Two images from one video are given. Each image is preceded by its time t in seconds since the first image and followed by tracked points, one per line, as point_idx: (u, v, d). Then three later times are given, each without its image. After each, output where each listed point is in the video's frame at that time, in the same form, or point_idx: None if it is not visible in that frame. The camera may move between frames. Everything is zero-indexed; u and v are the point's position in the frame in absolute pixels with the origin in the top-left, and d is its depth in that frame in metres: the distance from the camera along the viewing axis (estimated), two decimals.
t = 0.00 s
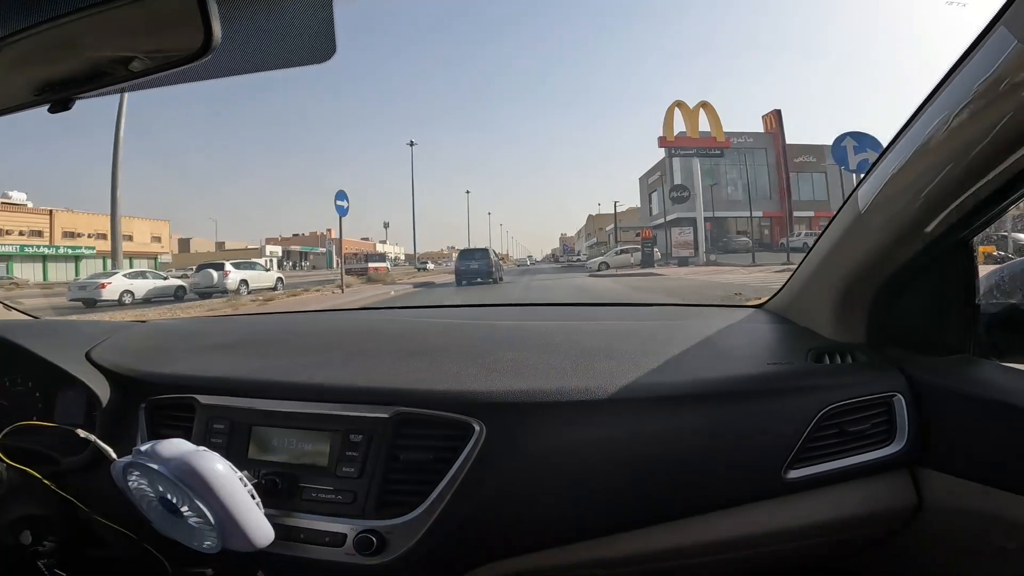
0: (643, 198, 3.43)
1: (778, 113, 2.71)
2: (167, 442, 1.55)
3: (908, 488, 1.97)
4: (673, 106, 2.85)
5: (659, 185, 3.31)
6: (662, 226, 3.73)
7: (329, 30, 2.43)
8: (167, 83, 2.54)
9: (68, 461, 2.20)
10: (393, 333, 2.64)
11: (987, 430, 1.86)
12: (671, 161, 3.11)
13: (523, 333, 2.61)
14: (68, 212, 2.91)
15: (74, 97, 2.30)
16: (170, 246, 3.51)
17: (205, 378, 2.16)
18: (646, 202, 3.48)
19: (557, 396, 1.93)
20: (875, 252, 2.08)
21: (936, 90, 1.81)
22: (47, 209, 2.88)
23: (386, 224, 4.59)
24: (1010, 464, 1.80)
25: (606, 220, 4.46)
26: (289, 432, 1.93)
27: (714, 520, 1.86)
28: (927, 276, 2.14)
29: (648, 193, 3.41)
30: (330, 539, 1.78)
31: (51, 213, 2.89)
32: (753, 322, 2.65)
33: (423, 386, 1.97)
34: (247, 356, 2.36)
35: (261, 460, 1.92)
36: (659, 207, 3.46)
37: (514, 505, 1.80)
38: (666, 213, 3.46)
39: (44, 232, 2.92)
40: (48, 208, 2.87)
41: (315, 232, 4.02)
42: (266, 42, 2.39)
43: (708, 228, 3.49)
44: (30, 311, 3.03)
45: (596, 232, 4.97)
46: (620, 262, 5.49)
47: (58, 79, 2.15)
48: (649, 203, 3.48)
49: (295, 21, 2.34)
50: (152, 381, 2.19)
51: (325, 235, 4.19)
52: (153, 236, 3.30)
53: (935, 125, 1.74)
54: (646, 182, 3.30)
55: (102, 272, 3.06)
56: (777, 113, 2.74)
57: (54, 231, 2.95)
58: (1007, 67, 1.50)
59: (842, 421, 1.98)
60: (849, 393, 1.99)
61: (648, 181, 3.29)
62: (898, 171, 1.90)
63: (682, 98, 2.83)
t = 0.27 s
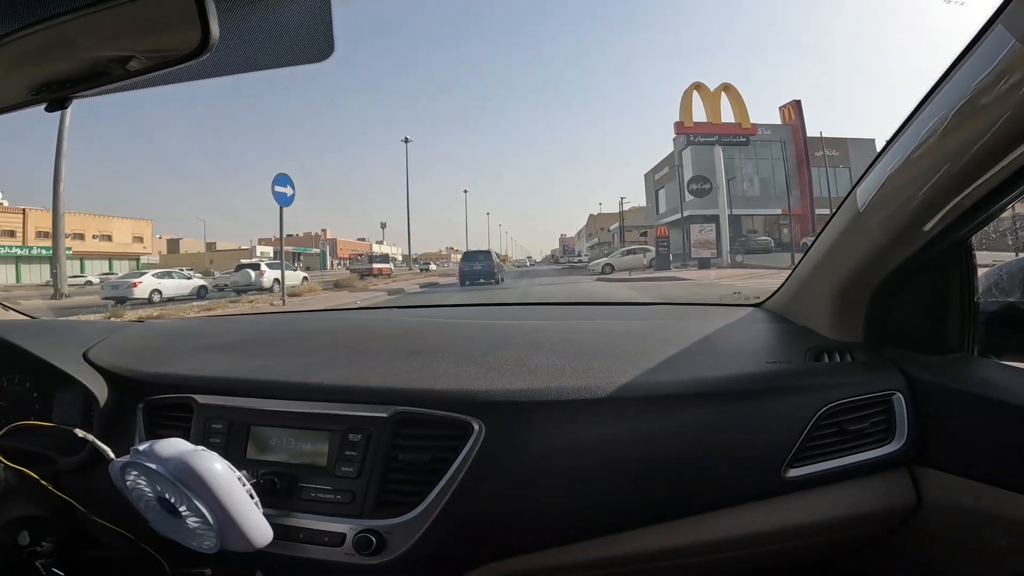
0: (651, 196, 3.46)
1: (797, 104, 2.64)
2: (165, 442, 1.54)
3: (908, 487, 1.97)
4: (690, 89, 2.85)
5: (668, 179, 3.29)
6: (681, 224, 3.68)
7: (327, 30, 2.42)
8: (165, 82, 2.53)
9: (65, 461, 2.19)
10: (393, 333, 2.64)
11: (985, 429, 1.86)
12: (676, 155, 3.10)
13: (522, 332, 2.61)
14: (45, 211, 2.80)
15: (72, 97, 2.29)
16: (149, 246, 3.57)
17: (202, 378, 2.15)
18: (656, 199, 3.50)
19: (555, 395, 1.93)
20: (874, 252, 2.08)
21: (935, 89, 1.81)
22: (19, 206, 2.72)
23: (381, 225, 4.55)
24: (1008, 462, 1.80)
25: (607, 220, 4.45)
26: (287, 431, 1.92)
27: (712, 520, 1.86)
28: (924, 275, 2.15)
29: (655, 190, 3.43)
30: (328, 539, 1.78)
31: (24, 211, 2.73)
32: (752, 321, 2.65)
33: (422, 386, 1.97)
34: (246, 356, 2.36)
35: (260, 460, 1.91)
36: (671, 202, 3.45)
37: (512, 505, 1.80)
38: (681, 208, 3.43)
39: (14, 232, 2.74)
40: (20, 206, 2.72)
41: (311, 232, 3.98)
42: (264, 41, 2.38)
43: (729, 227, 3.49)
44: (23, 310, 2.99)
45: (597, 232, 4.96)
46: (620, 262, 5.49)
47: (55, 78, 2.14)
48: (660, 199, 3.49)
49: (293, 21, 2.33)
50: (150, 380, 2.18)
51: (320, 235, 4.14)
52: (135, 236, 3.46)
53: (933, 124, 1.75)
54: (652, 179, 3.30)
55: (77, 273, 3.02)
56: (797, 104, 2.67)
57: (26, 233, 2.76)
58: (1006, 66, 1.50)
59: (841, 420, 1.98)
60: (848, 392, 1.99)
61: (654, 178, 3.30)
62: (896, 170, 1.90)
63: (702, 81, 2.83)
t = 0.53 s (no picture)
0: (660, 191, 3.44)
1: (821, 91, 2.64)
2: (168, 446, 1.55)
3: (904, 485, 1.99)
4: (714, 67, 2.74)
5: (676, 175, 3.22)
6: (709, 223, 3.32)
7: (327, 34, 2.44)
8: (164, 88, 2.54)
9: (68, 464, 2.20)
10: (394, 336, 2.65)
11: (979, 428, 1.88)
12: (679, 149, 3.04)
13: (522, 335, 2.63)
14: (19, 211, 2.71)
15: (73, 102, 2.30)
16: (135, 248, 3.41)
17: (204, 381, 2.17)
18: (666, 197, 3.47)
19: (555, 397, 1.94)
20: (868, 253, 2.10)
21: (927, 91, 1.83)
22: None
23: (374, 226, 4.56)
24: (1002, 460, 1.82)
25: (607, 221, 4.46)
26: (289, 434, 1.94)
27: (711, 519, 1.88)
28: (919, 275, 2.17)
29: (663, 185, 3.40)
30: (331, 541, 1.80)
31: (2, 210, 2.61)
32: (750, 322, 2.67)
33: (423, 389, 1.99)
34: (247, 360, 2.37)
35: (262, 463, 1.93)
36: (684, 200, 3.33)
37: (513, 506, 1.82)
38: (692, 208, 3.30)
39: None
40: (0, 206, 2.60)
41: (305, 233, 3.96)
42: (264, 46, 2.39)
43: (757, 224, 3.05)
44: (23, 314, 3.00)
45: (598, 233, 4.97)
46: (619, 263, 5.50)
47: (56, 84, 2.15)
48: (670, 194, 3.42)
49: (293, 26, 2.35)
50: (152, 384, 2.20)
51: (314, 236, 4.13)
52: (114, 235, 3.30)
53: (925, 126, 1.77)
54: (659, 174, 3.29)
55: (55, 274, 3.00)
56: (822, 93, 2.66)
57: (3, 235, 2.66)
58: (996, 69, 1.52)
59: (838, 420, 2.00)
60: (845, 392, 2.01)
61: (661, 173, 3.28)
62: (890, 173, 1.92)
63: (727, 60, 2.74)
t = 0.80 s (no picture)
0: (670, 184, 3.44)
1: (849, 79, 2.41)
2: (164, 450, 1.55)
3: (902, 487, 1.99)
4: (748, 39, 2.54)
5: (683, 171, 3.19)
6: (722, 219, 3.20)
7: (323, 36, 2.44)
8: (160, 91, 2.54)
9: (64, 467, 2.20)
10: (391, 339, 2.65)
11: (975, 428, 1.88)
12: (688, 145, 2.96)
13: (520, 337, 2.63)
14: None
15: (68, 106, 2.30)
16: (114, 250, 3.42)
17: (200, 385, 2.16)
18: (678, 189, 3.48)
19: (551, 400, 1.94)
20: (865, 254, 2.10)
21: (922, 92, 1.83)
22: None
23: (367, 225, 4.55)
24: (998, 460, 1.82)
25: (607, 219, 4.46)
26: (286, 437, 1.93)
27: (708, 521, 1.88)
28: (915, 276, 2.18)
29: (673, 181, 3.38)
30: (329, 544, 1.79)
31: None
32: (748, 324, 2.67)
33: (420, 392, 1.99)
34: (244, 363, 2.37)
35: (259, 467, 1.92)
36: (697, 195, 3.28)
37: (510, 509, 1.81)
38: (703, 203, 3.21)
39: None
40: None
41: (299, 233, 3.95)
42: (260, 49, 2.39)
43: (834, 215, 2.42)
44: (19, 317, 2.99)
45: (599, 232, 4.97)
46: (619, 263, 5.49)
47: (50, 88, 2.15)
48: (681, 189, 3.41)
49: (289, 29, 2.35)
50: (148, 388, 2.19)
51: (308, 236, 4.11)
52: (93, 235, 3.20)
53: (920, 128, 1.77)
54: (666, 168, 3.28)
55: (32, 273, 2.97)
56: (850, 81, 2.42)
57: None
58: (990, 70, 1.52)
59: (836, 422, 2.00)
60: (842, 394, 2.01)
61: (669, 168, 3.26)
62: (885, 174, 1.92)
63: (763, 31, 2.53)
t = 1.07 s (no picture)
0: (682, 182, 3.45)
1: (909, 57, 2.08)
2: (158, 454, 1.53)
3: (903, 492, 1.97)
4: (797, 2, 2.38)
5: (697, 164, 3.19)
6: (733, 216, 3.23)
7: (322, 36, 2.42)
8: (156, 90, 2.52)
9: (57, 470, 2.18)
10: (390, 341, 2.63)
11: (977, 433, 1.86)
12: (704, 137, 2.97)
13: (519, 340, 2.61)
14: None
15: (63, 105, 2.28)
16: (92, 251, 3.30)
17: (195, 387, 2.14)
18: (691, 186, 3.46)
19: (551, 404, 1.92)
20: (868, 257, 2.08)
21: (928, 93, 1.81)
22: None
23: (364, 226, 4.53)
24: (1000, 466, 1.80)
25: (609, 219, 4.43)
26: (282, 441, 1.91)
27: (708, 527, 1.85)
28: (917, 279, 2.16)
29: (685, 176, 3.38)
30: (324, 549, 1.77)
31: None
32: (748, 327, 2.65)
33: (418, 395, 1.97)
34: (240, 365, 2.35)
35: (255, 471, 1.90)
36: (710, 190, 3.30)
37: (508, 514, 1.79)
38: (719, 197, 3.25)
39: None
40: None
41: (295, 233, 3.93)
42: (258, 48, 2.37)
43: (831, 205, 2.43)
44: (16, 318, 2.97)
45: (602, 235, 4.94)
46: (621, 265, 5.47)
47: (45, 88, 2.12)
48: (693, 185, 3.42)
49: (288, 29, 2.33)
50: (143, 390, 2.17)
51: (302, 236, 4.09)
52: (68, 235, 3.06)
53: (926, 129, 1.75)
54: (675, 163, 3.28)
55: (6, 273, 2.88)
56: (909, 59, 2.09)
57: None
58: (999, 71, 1.50)
59: (837, 426, 1.98)
60: (844, 399, 1.99)
61: (680, 162, 3.24)
62: (890, 176, 1.90)
63: None
